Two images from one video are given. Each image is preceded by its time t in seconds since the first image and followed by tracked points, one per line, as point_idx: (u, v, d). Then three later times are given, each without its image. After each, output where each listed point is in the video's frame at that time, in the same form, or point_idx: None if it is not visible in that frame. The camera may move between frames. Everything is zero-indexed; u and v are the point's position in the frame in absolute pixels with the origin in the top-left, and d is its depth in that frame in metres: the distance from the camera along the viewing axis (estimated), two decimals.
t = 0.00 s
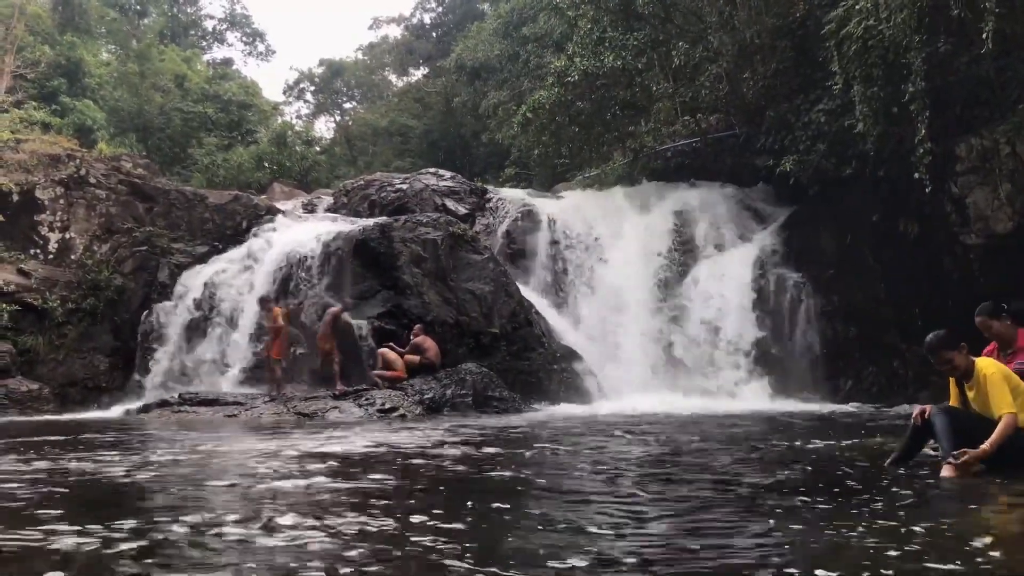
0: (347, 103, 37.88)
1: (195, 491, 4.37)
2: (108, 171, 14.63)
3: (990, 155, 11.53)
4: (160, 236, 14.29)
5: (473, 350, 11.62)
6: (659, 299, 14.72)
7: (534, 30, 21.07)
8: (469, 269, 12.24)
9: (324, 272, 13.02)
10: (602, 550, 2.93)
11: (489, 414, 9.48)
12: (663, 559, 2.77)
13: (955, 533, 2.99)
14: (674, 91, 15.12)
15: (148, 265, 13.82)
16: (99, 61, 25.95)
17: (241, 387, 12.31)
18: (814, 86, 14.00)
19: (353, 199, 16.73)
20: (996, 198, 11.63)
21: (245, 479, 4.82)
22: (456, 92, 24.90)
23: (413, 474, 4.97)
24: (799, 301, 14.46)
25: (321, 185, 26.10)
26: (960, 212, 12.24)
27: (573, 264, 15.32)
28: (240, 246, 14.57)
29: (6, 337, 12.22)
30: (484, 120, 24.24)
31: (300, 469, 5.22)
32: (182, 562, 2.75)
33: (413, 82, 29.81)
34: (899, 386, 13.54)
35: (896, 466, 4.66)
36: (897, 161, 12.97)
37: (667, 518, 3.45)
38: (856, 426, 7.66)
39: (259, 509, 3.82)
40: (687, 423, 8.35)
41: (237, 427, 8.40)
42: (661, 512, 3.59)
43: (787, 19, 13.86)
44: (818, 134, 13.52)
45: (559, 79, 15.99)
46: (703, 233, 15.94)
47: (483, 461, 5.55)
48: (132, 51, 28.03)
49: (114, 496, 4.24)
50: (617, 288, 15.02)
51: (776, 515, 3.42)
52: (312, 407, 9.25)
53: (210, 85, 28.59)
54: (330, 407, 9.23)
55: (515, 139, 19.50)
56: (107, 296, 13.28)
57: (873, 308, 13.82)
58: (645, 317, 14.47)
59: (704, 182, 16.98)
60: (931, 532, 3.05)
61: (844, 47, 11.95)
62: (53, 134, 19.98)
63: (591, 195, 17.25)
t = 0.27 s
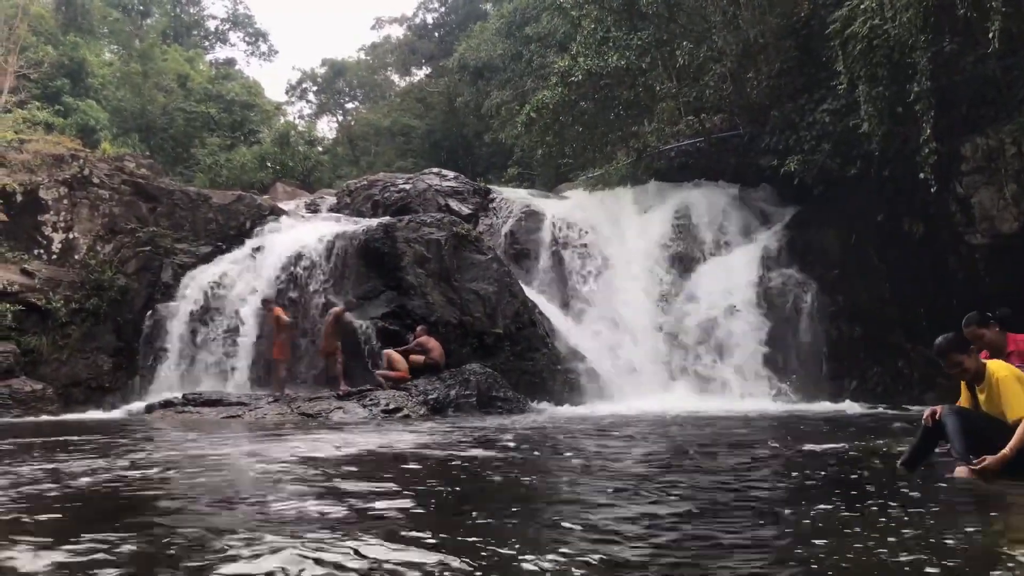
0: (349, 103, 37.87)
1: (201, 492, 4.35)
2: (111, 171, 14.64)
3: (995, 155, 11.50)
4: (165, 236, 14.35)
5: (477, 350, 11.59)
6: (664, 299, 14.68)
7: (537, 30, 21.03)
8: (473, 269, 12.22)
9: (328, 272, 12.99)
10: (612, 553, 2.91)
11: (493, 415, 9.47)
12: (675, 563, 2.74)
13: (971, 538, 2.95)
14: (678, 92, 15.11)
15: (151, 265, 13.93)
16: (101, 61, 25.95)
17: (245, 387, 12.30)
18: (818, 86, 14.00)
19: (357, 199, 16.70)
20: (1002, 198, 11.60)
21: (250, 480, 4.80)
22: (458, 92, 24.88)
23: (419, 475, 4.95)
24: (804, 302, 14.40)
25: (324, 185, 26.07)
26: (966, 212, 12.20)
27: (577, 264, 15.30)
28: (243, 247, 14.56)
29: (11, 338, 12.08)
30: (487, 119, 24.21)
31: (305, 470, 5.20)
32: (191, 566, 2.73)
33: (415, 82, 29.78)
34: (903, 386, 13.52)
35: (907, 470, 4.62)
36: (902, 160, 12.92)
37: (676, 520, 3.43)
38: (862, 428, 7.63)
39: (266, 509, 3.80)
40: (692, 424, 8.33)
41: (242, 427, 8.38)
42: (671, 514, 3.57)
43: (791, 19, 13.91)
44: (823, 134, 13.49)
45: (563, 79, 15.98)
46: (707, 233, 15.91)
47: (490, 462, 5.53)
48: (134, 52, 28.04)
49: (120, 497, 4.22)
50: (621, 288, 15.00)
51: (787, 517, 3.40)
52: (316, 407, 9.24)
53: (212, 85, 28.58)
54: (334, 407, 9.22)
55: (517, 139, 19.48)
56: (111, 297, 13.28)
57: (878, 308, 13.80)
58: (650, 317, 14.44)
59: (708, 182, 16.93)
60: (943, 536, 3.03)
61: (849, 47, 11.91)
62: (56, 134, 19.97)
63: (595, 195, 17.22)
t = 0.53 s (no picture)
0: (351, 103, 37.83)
1: (201, 492, 4.32)
2: (113, 170, 14.67)
3: (999, 154, 11.44)
4: (165, 236, 14.20)
5: (479, 350, 11.55)
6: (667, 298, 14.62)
7: (539, 28, 20.99)
8: (475, 268, 12.21)
9: (329, 271, 12.96)
10: (615, 555, 2.87)
11: (496, 414, 9.44)
12: (678, 566, 2.70)
13: (979, 541, 2.91)
14: (680, 90, 15.09)
15: (153, 265, 13.75)
16: (103, 61, 25.95)
17: (246, 387, 12.26)
18: (821, 85, 13.83)
19: (359, 198, 16.67)
20: (1006, 197, 11.54)
21: (251, 480, 4.76)
22: (460, 91, 24.83)
23: (421, 475, 4.93)
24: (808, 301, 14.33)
25: (326, 184, 26.03)
26: (971, 210, 12.14)
27: (580, 263, 15.25)
28: (245, 246, 14.53)
29: (13, 337, 12.13)
30: (488, 119, 24.17)
31: (307, 470, 5.16)
32: (192, 566, 2.71)
33: (417, 81, 29.74)
34: (907, 386, 13.46)
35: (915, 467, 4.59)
36: (906, 159, 12.85)
37: (680, 521, 3.40)
38: (867, 428, 7.59)
39: (267, 510, 3.78)
40: (695, 423, 8.32)
41: (244, 427, 8.37)
42: (674, 515, 3.54)
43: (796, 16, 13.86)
44: (826, 132, 13.43)
45: (565, 77, 16.00)
46: (710, 231, 15.86)
47: (493, 462, 5.49)
48: (136, 52, 28.04)
49: (119, 496, 4.19)
50: (623, 287, 14.95)
51: (791, 518, 3.37)
52: (318, 407, 9.21)
53: (214, 84, 28.54)
54: (336, 407, 9.19)
55: (520, 138, 19.43)
56: (112, 296, 13.36)
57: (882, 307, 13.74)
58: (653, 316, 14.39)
59: (711, 181, 16.87)
60: (950, 538, 3.00)
61: (853, 45, 11.85)
62: (58, 134, 19.96)
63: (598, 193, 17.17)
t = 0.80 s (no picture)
0: (356, 103, 37.85)
1: (205, 492, 4.31)
2: (118, 170, 14.67)
3: (1007, 152, 11.38)
4: (171, 236, 14.30)
5: (484, 349, 11.52)
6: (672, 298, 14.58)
7: (543, 28, 20.97)
8: (479, 267, 12.19)
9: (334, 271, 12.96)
10: (620, 556, 2.85)
11: (501, 413, 9.42)
12: (684, 568, 2.67)
13: (989, 543, 2.88)
14: (685, 89, 15.11)
15: (158, 264, 13.78)
16: (109, 61, 26.00)
17: (251, 387, 12.25)
18: (827, 82, 13.79)
19: (364, 197, 16.67)
20: (1014, 196, 11.48)
21: (255, 479, 4.75)
22: (465, 91, 24.82)
23: (426, 474, 4.91)
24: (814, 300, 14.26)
25: (331, 184, 26.01)
26: (978, 209, 12.09)
27: (585, 263, 15.23)
28: (250, 246, 14.54)
29: (19, 337, 12.13)
30: (493, 118, 24.14)
31: (311, 470, 5.15)
32: (196, 566, 2.69)
33: (421, 81, 29.74)
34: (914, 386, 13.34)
35: (923, 466, 4.56)
36: (912, 157, 12.79)
37: (684, 521, 3.38)
38: (874, 427, 7.54)
39: (270, 509, 3.77)
40: (701, 422, 8.29)
41: (249, 427, 8.37)
42: (678, 515, 3.52)
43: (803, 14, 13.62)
44: (832, 131, 13.39)
45: (570, 76, 15.99)
46: (715, 230, 15.82)
47: (498, 462, 5.47)
48: (141, 52, 28.09)
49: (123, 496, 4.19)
50: (628, 287, 14.92)
51: (797, 518, 3.34)
52: (324, 407, 9.21)
53: (219, 84, 28.57)
54: (341, 406, 9.18)
55: (524, 137, 19.41)
56: (118, 296, 13.32)
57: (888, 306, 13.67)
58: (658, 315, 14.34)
59: (716, 180, 16.83)
60: (953, 538, 2.98)
61: (858, 43, 11.80)
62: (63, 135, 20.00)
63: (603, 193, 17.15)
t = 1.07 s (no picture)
0: (359, 103, 37.86)
1: (207, 493, 4.28)
2: (122, 170, 14.61)
3: (1013, 151, 11.32)
4: (174, 237, 14.31)
5: (488, 350, 11.47)
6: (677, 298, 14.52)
7: (547, 27, 20.93)
8: (483, 267, 12.15)
9: (337, 271, 12.93)
10: (626, 560, 2.80)
11: (505, 414, 9.38)
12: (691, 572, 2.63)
13: (1002, 548, 2.83)
14: (689, 88, 14.95)
15: (161, 265, 13.84)
16: (113, 62, 26.02)
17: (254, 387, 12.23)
18: (831, 81, 13.73)
19: (367, 197, 16.64)
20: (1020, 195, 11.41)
21: (258, 481, 4.72)
22: (468, 91, 24.79)
23: (429, 476, 4.87)
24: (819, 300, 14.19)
25: (335, 184, 25.97)
26: (984, 208, 12.02)
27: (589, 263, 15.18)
28: (254, 246, 14.53)
29: (22, 339, 12.09)
30: (496, 118, 24.11)
31: (314, 471, 5.11)
32: (198, 570, 2.64)
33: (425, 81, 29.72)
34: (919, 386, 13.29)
35: (933, 470, 4.49)
36: (918, 156, 12.71)
37: (691, 525, 3.33)
38: (881, 429, 7.48)
39: (272, 511, 3.72)
40: (706, 424, 8.23)
41: (252, 428, 8.33)
42: (686, 518, 3.47)
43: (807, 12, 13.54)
44: (837, 130, 13.33)
45: (574, 75, 15.95)
46: (720, 230, 15.77)
47: (502, 464, 5.42)
48: (145, 53, 28.12)
49: (124, 498, 4.16)
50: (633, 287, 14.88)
51: (807, 522, 3.29)
52: (328, 408, 9.18)
53: (222, 84, 28.58)
54: (345, 408, 9.15)
55: (528, 137, 19.37)
56: (121, 297, 13.28)
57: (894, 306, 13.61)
58: (662, 315, 14.29)
59: (720, 180, 16.78)
60: (967, 543, 2.92)
61: (864, 42, 11.74)
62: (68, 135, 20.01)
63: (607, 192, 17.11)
